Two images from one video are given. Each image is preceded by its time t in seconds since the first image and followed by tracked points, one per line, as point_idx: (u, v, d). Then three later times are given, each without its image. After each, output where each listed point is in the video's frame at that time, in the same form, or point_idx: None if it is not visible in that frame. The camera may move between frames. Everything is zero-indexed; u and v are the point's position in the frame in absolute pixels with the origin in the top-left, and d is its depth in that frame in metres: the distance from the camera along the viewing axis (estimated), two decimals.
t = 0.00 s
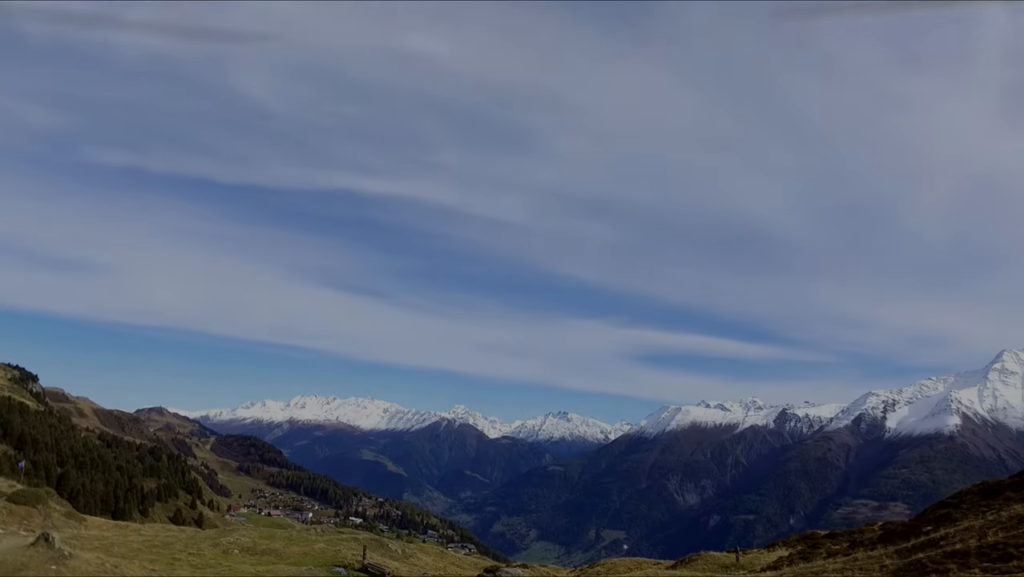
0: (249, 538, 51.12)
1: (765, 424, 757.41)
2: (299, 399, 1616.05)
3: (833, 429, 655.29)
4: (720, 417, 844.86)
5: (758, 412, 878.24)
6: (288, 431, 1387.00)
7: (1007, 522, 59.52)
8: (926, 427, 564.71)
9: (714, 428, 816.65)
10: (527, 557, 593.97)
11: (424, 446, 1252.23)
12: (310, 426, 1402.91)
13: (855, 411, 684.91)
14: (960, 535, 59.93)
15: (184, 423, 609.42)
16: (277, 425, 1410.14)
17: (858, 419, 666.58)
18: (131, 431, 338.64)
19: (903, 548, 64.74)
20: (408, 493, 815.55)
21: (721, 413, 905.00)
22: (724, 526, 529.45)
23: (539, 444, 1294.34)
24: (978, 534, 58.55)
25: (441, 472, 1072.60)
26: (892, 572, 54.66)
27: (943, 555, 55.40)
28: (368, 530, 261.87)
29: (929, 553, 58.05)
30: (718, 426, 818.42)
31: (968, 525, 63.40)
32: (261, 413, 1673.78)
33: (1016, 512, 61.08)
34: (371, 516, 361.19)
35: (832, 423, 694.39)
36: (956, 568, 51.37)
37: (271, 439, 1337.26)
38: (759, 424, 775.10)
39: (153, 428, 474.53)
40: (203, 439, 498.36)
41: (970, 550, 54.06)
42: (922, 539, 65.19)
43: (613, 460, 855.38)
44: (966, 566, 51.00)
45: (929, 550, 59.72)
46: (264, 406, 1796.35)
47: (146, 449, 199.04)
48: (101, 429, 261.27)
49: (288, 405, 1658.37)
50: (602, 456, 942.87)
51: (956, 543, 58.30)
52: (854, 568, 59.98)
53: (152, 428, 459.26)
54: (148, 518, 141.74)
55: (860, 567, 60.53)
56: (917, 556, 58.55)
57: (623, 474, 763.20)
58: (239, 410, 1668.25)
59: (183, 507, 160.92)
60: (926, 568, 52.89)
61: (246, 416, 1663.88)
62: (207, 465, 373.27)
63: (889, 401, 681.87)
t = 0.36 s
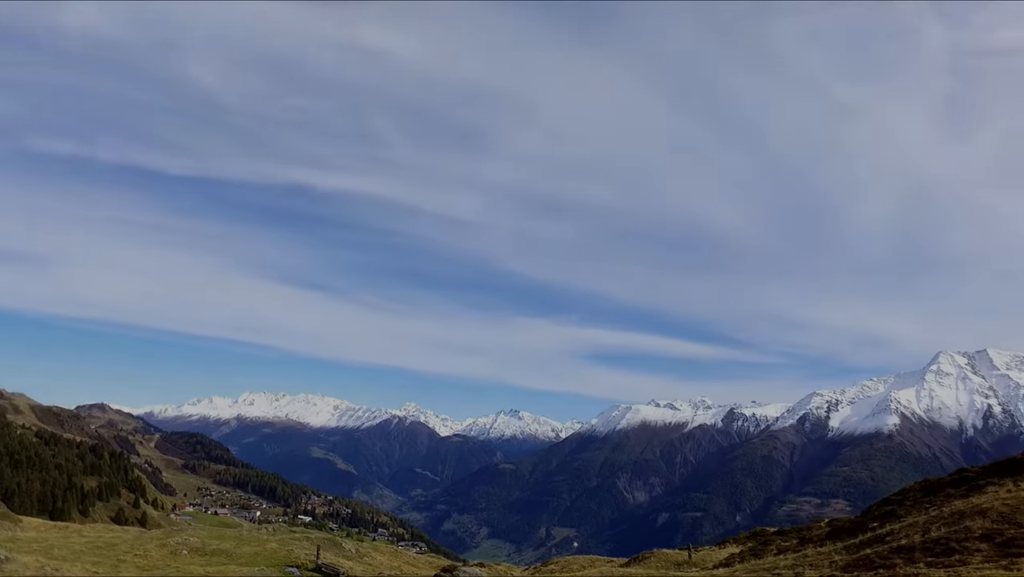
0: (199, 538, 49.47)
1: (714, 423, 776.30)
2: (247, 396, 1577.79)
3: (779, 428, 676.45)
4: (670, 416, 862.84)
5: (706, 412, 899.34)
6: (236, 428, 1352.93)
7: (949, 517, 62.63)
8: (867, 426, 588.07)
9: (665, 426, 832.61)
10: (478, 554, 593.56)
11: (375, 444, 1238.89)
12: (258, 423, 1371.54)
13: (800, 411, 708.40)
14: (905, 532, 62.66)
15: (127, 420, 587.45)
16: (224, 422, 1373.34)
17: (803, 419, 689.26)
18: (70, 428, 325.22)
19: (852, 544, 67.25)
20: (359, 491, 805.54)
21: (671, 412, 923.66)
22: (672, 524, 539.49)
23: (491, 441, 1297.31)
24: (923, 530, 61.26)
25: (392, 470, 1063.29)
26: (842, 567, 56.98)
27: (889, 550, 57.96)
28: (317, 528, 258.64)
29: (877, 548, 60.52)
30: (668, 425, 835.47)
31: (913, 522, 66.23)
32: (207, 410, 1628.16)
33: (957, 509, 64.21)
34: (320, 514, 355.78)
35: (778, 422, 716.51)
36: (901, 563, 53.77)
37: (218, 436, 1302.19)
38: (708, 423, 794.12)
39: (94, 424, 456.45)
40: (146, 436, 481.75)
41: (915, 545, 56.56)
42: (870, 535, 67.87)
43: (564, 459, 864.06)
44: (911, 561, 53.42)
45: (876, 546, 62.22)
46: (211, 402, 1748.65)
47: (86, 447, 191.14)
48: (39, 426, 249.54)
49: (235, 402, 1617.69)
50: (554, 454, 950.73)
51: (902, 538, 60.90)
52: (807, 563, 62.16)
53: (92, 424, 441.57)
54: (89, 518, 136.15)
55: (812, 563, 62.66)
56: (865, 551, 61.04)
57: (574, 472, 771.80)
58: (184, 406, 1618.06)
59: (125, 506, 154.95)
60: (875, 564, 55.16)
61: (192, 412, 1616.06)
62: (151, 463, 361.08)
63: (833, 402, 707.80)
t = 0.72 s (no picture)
0: (183, 538, 48.75)
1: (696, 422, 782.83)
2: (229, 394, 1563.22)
3: (761, 426, 683.96)
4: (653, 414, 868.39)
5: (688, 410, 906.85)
6: (217, 426, 1338.38)
7: (934, 515, 63.76)
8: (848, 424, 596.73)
9: (647, 424, 837.93)
10: (461, 553, 592.83)
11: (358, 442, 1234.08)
12: (240, 421, 1358.08)
13: (781, 409, 716.48)
14: (893, 530, 63.68)
15: (107, 417, 578.07)
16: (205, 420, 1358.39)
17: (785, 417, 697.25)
18: (49, 427, 319.98)
19: (838, 542, 68.31)
20: (342, 489, 800.87)
21: (653, 410, 929.75)
22: (654, 522, 542.52)
23: (474, 439, 1297.99)
24: (910, 528, 62.28)
25: (375, 468, 1058.58)
26: (832, 565, 57.79)
27: (878, 548, 58.86)
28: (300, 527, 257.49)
29: (865, 546, 61.50)
30: (651, 423, 841.16)
31: (899, 519, 67.42)
32: (188, 407, 1610.29)
33: (943, 506, 65.34)
34: (303, 513, 353.76)
35: (759, 420, 724.33)
36: (890, 560, 54.63)
37: (199, 434, 1288.02)
38: (690, 421, 800.65)
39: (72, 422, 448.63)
40: (126, 434, 474.66)
41: (903, 543, 57.49)
42: (857, 533, 68.92)
43: (548, 457, 866.62)
44: (901, 559, 54.21)
45: (864, 544, 63.20)
46: (191, 400, 1730.65)
47: (66, 445, 188.25)
48: (17, 425, 245.11)
49: (217, 400, 1601.36)
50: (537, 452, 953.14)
51: (889, 536, 61.89)
52: (796, 562, 63.08)
53: (71, 422, 434.00)
54: (68, 517, 133.89)
55: (802, 561, 63.50)
56: (853, 549, 61.94)
57: (557, 470, 774.32)
58: (164, 404, 1598.84)
59: (105, 505, 152.57)
60: (864, 562, 56.02)
61: (172, 410, 1597.00)
62: (131, 461, 356.45)
63: (814, 401, 716.48)
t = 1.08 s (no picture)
0: (180, 537, 48.35)
1: (690, 420, 784.47)
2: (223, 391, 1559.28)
3: (755, 424, 685.96)
4: (647, 412, 870.23)
5: (683, 408, 909.52)
6: (211, 424, 1333.62)
7: (935, 514, 64.12)
8: (842, 422, 598.37)
9: (642, 423, 839.92)
10: (455, 551, 592.69)
11: (353, 440, 1233.26)
12: (234, 420, 1354.09)
13: (776, 407, 718.73)
14: (894, 529, 63.96)
15: (100, 416, 574.57)
16: (199, 419, 1353.62)
17: (779, 415, 699.28)
18: (42, 425, 318.10)
19: (840, 541, 68.55)
20: (336, 488, 799.27)
21: (648, 408, 931.88)
22: (649, 519, 543.23)
23: (469, 437, 1299.24)
24: (910, 527, 62.66)
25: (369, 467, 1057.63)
26: (833, 565, 57.95)
27: (879, 548, 59.19)
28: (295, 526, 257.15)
29: (865, 546, 61.78)
30: (645, 422, 843.37)
31: (900, 518, 67.56)
32: (182, 405, 1605.14)
33: (944, 505, 65.68)
34: (297, 511, 353.34)
35: (753, 418, 726.59)
36: (892, 559, 54.92)
37: (193, 432, 1283.96)
38: (684, 419, 802.57)
39: (66, 421, 445.63)
40: (119, 432, 471.69)
41: (905, 543, 57.76)
42: (858, 532, 69.26)
43: (542, 456, 868.32)
44: (902, 558, 54.50)
45: (864, 543, 63.56)
46: (186, 398, 1726.45)
47: (59, 443, 187.41)
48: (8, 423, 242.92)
49: (211, 398, 1597.15)
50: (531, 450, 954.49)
51: (890, 535, 62.14)
52: (798, 561, 63.44)
53: (64, 420, 431.28)
54: (62, 515, 133.26)
55: (802, 561, 63.81)
56: (854, 548, 62.16)
57: (551, 468, 775.65)
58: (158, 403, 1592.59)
59: (99, 504, 151.89)
60: (866, 560, 56.33)
61: (166, 408, 1591.65)
62: (124, 459, 354.61)
63: (808, 399, 718.94)
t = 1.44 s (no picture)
0: (174, 537, 47.94)
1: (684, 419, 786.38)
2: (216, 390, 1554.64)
3: (748, 423, 688.42)
4: (640, 411, 872.13)
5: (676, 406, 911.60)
6: (205, 422, 1329.05)
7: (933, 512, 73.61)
8: (834, 421, 601.10)
9: (635, 421, 841.98)
10: (449, 549, 592.29)
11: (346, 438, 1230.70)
12: (228, 418, 1350.22)
13: (769, 406, 721.49)
14: (896, 527, 73.46)
15: (93, 414, 571.15)
16: (193, 417, 1349.38)
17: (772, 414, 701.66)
18: (34, 423, 315.81)
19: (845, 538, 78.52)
20: (329, 486, 797.34)
21: (641, 407, 933.53)
22: (643, 518, 544.80)
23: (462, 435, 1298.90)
24: (912, 526, 72.15)
25: (362, 465, 1056.38)
26: (840, 563, 67.89)
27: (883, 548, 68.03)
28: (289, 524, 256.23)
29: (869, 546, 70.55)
30: (638, 420, 845.67)
31: (901, 517, 77.05)
32: (176, 403, 1600.18)
33: (942, 505, 75.42)
34: (291, 509, 352.02)
35: (746, 417, 729.01)
36: (895, 558, 64.19)
37: (186, 430, 1279.30)
38: (678, 418, 804.84)
39: (58, 418, 442.11)
40: (112, 430, 469.25)
41: (908, 542, 67.05)
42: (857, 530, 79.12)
43: (535, 454, 870.47)
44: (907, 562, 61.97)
45: (866, 541, 73.15)
46: (178, 396, 1717.98)
47: (51, 441, 185.77)
48: None
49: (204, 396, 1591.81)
50: (524, 448, 955.61)
51: (893, 534, 71.61)
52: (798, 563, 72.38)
53: (56, 418, 427.99)
54: (53, 514, 132.28)
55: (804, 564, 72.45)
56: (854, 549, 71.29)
57: (545, 466, 777.51)
58: (152, 400, 1586.55)
59: (91, 502, 150.64)
60: (870, 558, 66.02)
61: (160, 405, 1586.16)
62: (117, 457, 352.14)
63: (801, 398, 721.59)
